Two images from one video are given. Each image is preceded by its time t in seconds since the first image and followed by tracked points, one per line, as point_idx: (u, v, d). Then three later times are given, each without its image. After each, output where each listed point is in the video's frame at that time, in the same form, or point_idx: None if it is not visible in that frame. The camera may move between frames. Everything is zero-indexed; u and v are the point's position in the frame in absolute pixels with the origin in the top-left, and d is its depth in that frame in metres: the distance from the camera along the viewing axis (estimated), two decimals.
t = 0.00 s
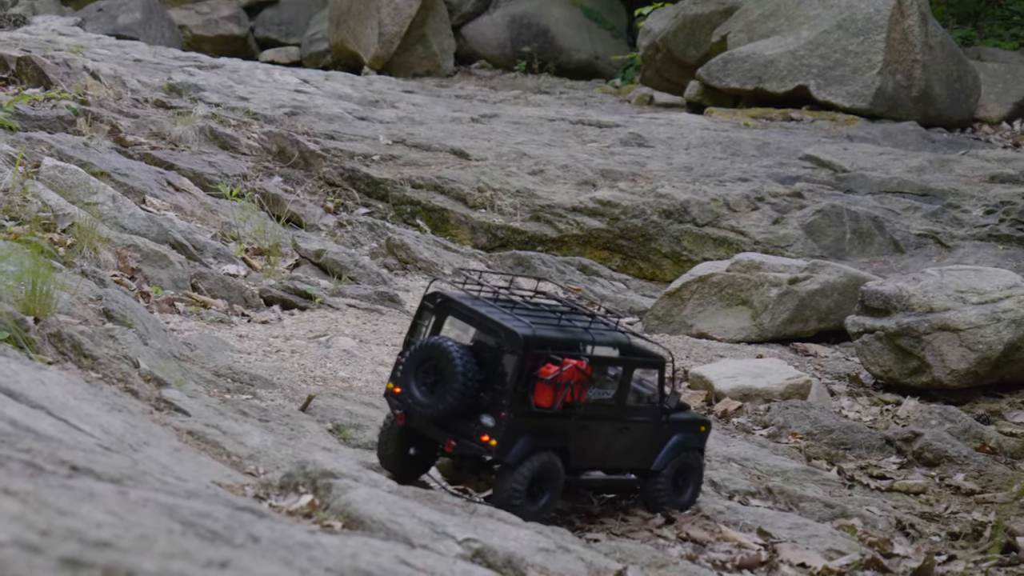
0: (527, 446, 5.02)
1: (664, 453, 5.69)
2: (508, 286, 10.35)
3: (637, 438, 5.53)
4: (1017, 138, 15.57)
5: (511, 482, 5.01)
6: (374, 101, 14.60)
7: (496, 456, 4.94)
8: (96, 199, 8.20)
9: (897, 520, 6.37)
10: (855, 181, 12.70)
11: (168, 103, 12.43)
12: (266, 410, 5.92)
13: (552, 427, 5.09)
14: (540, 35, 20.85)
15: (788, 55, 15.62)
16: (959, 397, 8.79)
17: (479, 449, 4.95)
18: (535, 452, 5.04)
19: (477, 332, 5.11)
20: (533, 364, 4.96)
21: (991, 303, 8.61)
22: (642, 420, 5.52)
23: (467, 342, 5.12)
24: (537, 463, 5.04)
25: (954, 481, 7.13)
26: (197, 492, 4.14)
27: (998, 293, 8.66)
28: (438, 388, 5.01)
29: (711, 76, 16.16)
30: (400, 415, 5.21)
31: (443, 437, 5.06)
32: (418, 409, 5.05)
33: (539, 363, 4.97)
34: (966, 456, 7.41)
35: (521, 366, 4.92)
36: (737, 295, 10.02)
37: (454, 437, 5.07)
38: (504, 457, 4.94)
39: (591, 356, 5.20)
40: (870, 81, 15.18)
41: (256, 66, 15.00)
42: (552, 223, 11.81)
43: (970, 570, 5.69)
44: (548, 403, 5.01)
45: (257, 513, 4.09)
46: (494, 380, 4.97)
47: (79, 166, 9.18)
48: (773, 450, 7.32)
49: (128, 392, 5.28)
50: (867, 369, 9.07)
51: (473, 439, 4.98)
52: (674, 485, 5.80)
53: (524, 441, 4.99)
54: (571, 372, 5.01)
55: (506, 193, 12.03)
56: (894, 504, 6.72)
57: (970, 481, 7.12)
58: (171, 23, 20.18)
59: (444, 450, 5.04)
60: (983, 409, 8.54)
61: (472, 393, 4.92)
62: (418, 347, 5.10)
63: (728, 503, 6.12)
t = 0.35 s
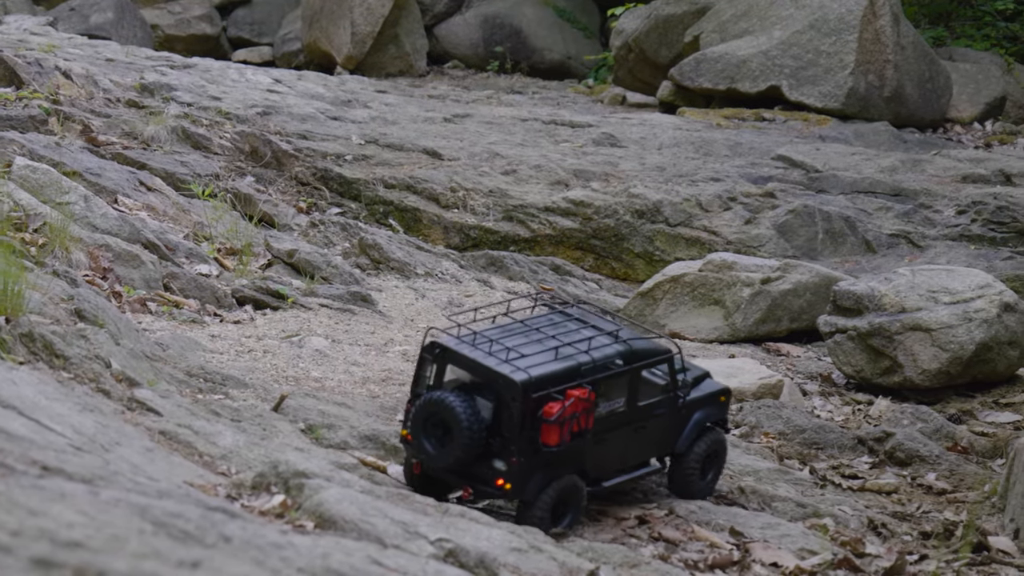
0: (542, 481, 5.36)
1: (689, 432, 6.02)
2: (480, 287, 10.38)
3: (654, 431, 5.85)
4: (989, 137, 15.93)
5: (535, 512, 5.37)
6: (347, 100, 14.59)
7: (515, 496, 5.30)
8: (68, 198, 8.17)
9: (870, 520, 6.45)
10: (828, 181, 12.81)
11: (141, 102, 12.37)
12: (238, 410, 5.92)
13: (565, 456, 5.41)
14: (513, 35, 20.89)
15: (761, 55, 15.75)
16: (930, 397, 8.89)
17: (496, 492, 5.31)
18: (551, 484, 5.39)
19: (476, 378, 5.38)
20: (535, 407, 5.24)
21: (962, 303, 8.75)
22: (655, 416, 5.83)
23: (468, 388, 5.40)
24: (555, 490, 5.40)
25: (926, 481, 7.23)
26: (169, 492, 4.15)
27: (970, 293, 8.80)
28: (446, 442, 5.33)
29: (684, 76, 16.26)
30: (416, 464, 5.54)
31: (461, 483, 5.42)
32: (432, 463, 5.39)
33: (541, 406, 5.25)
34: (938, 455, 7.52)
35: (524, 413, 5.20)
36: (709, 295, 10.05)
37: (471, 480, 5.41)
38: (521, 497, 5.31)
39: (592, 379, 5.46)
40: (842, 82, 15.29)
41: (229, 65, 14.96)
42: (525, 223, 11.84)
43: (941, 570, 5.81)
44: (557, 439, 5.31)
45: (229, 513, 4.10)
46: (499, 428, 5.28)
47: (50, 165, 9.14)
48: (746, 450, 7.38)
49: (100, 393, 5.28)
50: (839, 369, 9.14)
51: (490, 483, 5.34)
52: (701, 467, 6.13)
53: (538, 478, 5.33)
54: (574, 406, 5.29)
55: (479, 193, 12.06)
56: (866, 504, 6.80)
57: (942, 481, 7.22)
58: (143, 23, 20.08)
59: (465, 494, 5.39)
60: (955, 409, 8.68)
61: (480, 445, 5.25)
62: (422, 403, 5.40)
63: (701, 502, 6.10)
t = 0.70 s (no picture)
0: (557, 478, 5.44)
1: (691, 426, 6.13)
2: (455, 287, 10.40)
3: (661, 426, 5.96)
4: (962, 136, 16.14)
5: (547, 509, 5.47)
6: (321, 100, 14.58)
7: (529, 493, 5.38)
8: (42, 198, 8.14)
9: (844, 518, 6.52)
10: (802, 180, 12.90)
11: (115, 102, 12.33)
12: (212, 409, 5.92)
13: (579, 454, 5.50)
14: (488, 35, 20.92)
15: (736, 55, 15.84)
16: (905, 397, 8.99)
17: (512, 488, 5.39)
18: (565, 481, 5.48)
19: (495, 377, 5.45)
20: (552, 406, 5.32)
21: (937, 302, 8.84)
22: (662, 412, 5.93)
23: (486, 387, 5.46)
24: (568, 487, 5.49)
25: (900, 480, 7.31)
26: (144, 493, 4.15)
27: (945, 292, 8.89)
28: (464, 439, 5.39)
29: (659, 75, 16.34)
30: (431, 459, 5.59)
31: (476, 479, 5.49)
32: (448, 460, 5.44)
33: (559, 405, 5.33)
34: (912, 455, 7.63)
35: (542, 412, 5.29)
36: (684, 294, 10.11)
37: (486, 476, 5.48)
38: (535, 494, 5.39)
39: (606, 379, 5.55)
40: (816, 81, 15.41)
41: (203, 65, 14.92)
42: (499, 223, 11.87)
43: (915, 568, 5.90)
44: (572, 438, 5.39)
45: (203, 513, 4.11)
46: (517, 427, 5.35)
47: (24, 165, 9.10)
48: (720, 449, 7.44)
49: (74, 393, 5.27)
50: (814, 368, 9.23)
51: (506, 480, 5.41)
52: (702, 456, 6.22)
53: (553, 476, 5.41)
54: (590, 406, 5.38)
55: (454, 193, 12.08)
56: (840, 503, 6.88)
57: (917, 480, 7.31)
58: (118, 22, 19.99)
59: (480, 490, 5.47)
60: (929, 407, 8.77)
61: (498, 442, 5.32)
62: (439, 401, 5.45)
63: (677, 502, 6.12)
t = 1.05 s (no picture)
0: (571, 460, 5.54)
1: (688, 427, 6.24)
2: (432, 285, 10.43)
3: (665, 419, 6.08)
4: (939, 136, 16.31)
5: (559, 491, 5.56)
6: (298, 100, 14.56)
7: (544, 473, 5.48)
8: (18, 197, 8.14)
9: (821, 518, 6.58)
10: (779, 180, 13.00)
11: (91, 101, 12.28)
12: (190, 409, 5.93)
13: (592, 437, 5.60)
14: (465, 35, 20.95)
15: (712, 54, 15.94)
16: (881, 396, 9.09)
17: (528, 468, 5.47)
18: (578, 464, 5.58)
19: (516, 357, 5.55)
20: (572, 387, 5.44)
21: (913, 301, 8.93)
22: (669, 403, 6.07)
23: (507, 366, 5.56)
24: (579, 471, 5.59)
25: (877, 479, 7.40)
26: (120, 492, 4.16)
27: (921, 292, 8.98)
28: (484, 416, 5.47)
29: (635, 75, 16.42)
30: (447, 438, 5.66)
31: (491, 459, 5.57)
32: (466, 437, 5.52)
33: (578, 385, 5.45)
34: (889, 454, 7.71)
35: (563, 390, 5.40)
36: (661, 294, 10.16)
37: (503, 455, 5.56)
38: (550, 474, 5.48)
39: (622, 365, 5.68)
40: (793, 81, 15.52)
41: (180, 64, 14.87)
42: (476, 222, 11.90)
43: (891, 566, 5.95)
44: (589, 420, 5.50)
45: (179, 512, 4.13)
46: (536, 406, 5.46)
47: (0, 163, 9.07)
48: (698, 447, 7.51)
49: (50, 392, 5.27)
50: (791, 367, 9.34)
51: (521, 460, 5.50)
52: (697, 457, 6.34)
53: (567, 457, 5.51)
54: (608, 389, 5.50)
55: (431, 192, 12.11)
56: (817, 502, 6.95)
57: (892, 479, 7.41)
58: (94, 21, 19.88)
59: (495, 469, 5.54)
60: (906, 406, 8.86)
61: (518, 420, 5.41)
62: (462, 378, 5.53)
63: (654, 502, 6.18)
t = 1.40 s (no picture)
0: (561, 448, 5.66)
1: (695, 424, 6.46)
2: (409, 285, 10.45)
3: (660, 413, 6.24)
4: (915, 136, 16.46)
5: (553, 483, 5.66)
6: (275, 99, 14.53)
7: (536, 463, 5.58)
8: None
9: (797, 516, 6.63)
10: (756, 179, 13.09)
11: (67, 101, 12.23)
12: (165, 408, 5.94)
13: (581, 427, 5.74)
14: (443, 33, 20.96)
15: (689, 54, 16.02)
16: (857, 394, 9.18)
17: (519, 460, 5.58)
18: (569, 452, 5.70)
19: (497, 353, 5.70)
20: (554, 375, 5.59)
21: (889, 300, 9.05)
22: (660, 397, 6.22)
23: (489, 364, 5.70)
24: (571, 460, 5.70)
25: (853, 477, 7.48)
26: (95, 492, 4.17)
27: (897, 291, 9.11)
28: (470, 412, 5.59)
29: (612, 74, 16.48)
30: (439, 441, 5.76)
31: (482, 456, 5.66)
32: (456, 435, 5.62)
33: (561, 374, 5.62)
34: (865, 452, 7.80)
35: (546, 380, 5.55)
36: (637, 293, 10.21)
37: (493, 451, 5.65)
38: (541, 463, 5.59)
39: (606, 356, 5.85)
40: (769, 80, 15.62)
41: (156, 64, 14.81)
42: (453, 222, 11.93)
43: (867, 565, 6.00)
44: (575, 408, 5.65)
45: (155, 512, 4.14)
46: (521, 398, 5.59)
47: None
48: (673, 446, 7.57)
49: (26, 392, 5.26)
50: (767, 366, 9.42)
51: (512, 453, 5.60)
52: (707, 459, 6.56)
53: (558, 445, 5.63)
54: (591, 376, 5.69)
55: (408, 191, 12.13)
56: (793, 500, 7.01)
57: (868, 477, 7.49)
58: (70, 20, 19.76)
59: (488, 465, 5.64)
60: (881, 405, 8.95)
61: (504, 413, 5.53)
62: (445, 378, 5.66)
63: (630, 500, 6.22)
